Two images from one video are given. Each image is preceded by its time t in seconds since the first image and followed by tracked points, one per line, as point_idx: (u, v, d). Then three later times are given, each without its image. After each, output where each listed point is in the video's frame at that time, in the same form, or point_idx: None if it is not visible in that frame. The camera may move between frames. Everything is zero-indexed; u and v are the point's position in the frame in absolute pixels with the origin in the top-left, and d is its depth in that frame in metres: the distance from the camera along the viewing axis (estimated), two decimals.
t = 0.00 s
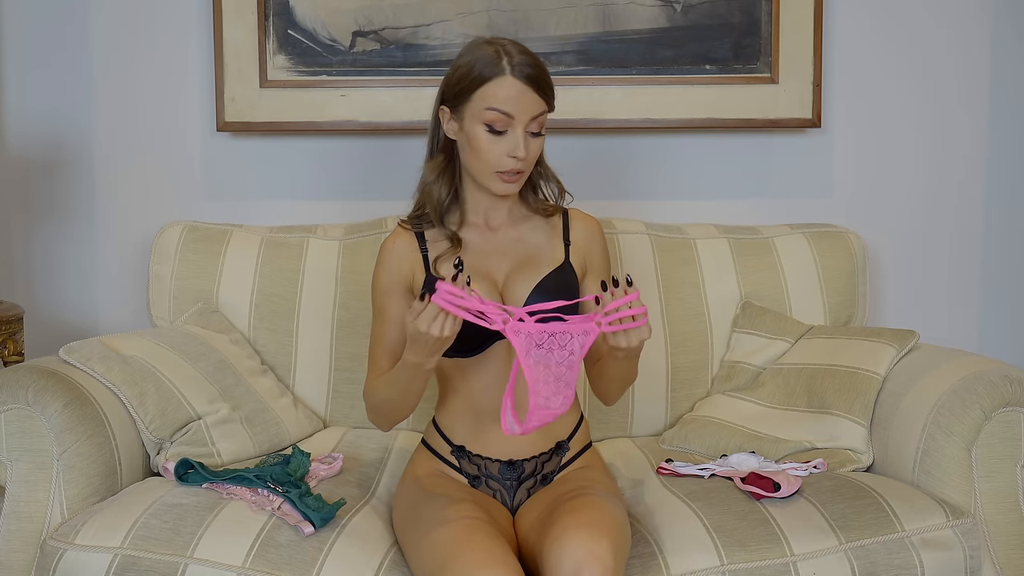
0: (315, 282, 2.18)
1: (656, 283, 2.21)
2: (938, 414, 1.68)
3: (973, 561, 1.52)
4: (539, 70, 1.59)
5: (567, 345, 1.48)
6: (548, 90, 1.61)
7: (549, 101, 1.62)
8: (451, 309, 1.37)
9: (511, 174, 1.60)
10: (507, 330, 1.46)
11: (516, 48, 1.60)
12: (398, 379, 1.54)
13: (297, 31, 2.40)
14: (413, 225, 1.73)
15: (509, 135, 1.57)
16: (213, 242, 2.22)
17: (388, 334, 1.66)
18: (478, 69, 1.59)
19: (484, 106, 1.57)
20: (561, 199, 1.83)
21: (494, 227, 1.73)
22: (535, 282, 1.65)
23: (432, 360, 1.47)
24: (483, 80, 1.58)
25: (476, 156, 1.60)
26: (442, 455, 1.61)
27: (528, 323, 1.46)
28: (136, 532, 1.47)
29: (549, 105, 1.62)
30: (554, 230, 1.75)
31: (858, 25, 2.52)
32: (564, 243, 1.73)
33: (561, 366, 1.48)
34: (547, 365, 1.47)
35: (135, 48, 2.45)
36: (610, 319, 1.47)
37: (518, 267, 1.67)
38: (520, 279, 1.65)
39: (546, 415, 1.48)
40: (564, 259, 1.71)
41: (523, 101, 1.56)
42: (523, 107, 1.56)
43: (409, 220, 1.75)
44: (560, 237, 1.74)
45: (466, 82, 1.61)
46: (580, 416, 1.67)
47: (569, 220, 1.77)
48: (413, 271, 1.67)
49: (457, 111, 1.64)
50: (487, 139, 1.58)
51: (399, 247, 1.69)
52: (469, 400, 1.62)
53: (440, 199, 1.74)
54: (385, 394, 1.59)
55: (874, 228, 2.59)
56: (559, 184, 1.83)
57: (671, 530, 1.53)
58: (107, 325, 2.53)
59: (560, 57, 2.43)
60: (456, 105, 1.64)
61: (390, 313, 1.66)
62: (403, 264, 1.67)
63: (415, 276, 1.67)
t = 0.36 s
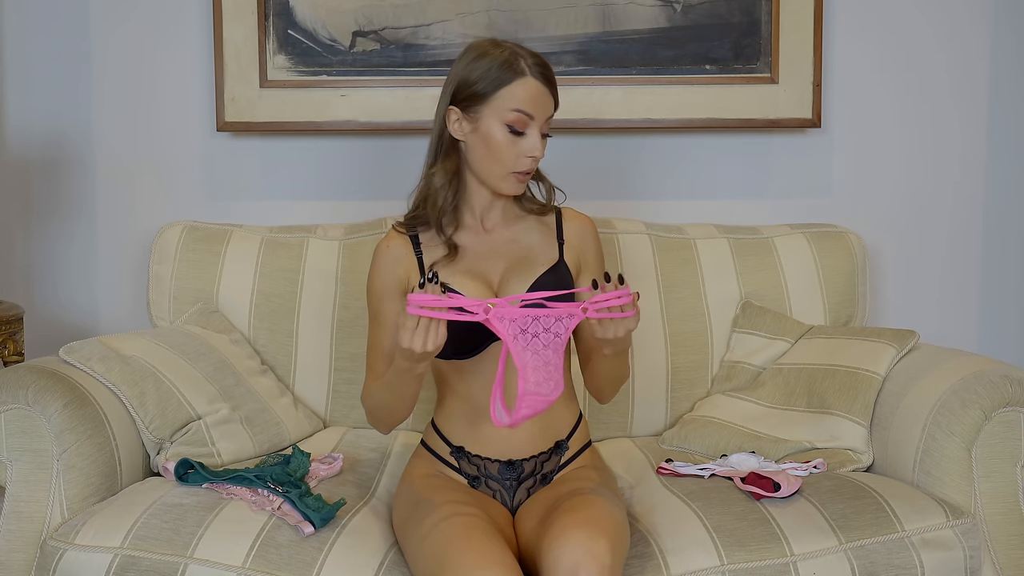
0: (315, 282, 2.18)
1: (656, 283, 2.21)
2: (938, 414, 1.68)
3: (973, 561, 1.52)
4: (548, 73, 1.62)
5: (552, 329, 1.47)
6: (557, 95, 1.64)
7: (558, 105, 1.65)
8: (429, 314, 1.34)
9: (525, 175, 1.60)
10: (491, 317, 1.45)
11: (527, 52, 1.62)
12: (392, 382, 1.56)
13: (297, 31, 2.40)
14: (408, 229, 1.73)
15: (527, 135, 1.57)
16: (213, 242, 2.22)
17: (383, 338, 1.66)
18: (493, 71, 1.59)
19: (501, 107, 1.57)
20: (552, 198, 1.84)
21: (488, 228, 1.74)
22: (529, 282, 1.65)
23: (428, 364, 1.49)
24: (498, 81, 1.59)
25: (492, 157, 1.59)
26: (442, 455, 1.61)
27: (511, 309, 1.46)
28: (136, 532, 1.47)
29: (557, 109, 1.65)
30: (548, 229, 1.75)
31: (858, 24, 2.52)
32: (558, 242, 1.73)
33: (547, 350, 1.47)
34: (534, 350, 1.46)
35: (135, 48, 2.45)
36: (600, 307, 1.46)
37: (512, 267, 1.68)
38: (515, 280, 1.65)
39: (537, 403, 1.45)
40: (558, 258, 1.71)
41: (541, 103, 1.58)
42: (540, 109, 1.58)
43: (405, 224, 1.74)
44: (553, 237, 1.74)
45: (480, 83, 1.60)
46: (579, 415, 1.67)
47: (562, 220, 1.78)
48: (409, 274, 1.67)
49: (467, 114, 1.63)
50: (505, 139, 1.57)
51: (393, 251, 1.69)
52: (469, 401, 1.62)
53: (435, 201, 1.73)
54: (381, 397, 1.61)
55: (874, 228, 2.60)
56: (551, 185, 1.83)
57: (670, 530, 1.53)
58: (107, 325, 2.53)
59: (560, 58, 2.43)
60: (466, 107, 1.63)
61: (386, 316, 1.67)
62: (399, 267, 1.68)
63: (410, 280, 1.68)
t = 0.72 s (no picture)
0: (314, 282, 2.18)
1: (656, 283, 2.21)
2: (938, 414, 1.68)
3: (973, 561, 1.52)
4: (549, 73, 1.62)
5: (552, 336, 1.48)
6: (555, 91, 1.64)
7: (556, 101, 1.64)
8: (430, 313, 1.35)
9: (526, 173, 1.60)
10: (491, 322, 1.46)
11: (525, 49, 1.62)
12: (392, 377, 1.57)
13: (297, 31, 2.40)
14: (410, 228, 1.73)
15: (525, 133, 1.57)
16: (213, 242, 2.22)
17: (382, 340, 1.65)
18: (491, 69, 1.59)
19: (499, 105, 1.57)
20: (554, 199, 1.84)
21: (490, 228, 1.74)
22: (531, 283, 1.65)
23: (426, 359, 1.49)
24: (496, 79, 1.59)
25: (492, 156, 1.59)
26: (442, 455, 1.61)
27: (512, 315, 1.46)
28: (136, 532, 1.47)
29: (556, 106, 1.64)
30: (550, 230, 1.75)
31: (858, 24, 2.52)
32: (559, 243, 1.73)
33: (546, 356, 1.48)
34: (532, 355, 1.47)
35: (135, 48, 2.45)
36: (602, 317, 1.46)
37: (514, 268, 1.68)
38: (516, 280, 1.65)
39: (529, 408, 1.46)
40: (561, 259, 1.71)
41: (539, 101, 1.58)
42: (538, 107, 1.57)
43: (407, 222, 1.74)
44: (556, 238, 1.74)
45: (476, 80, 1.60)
46: (579, 415, 1.67)
47: (565, 221, 1.78)
48: (411, 274, 1.67)
49: (466, 113, 1.63)
50: (504, 138, 1.57)
51: (395, 251, 1.69)
52: (469, 401, 1.62)
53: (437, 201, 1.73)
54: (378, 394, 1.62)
55: (874, 229, 2.59)
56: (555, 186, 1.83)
57: (670, 530, 1.53)
58: (107, 324, 2.53)
59: (560, 58, 2.43)
60: (465, 106, 1.63)
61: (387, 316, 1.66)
62: (401, 267, 1.67)
63: (411, 280, 1.68)
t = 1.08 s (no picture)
0: (314, 282, 2.18)
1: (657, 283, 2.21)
2: (938, 414, 1.68)
3: (973, 561, 1.52)
4: (532, 67, 1.60)
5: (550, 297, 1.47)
6: (536, 84, 1.61)
7: (537, 95, 1.61)
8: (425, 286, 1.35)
9: (500, 169, 1.59)
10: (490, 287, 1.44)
11: (507, 44, 1.61)
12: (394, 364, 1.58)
13: (297, 31, 2.40)
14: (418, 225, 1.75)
15: (491, 129, 1.57)
16: (213, 242, 2.22)
17: (387, 333, 1.65)
18: (468, 66, 1.61)
19: (468, 100, 1.59)
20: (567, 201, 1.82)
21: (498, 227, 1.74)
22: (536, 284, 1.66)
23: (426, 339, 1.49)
24: (469, 75, 1.60)
25: (463, 152, 1.61)
26: (442, 454, 1.61)
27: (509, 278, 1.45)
28: (136, 532, 1.47)
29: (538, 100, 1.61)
30: (556, 233, 1.75)
31: (858, 24, 2.52)
32: (565, 245, 1.74)
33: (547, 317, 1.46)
34: (535, 316, 1.46)
35: (135, 48, 2.45)
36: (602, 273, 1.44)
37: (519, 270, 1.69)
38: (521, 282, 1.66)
39: (540, 367, 1.43)
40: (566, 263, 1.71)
41: (507, 96, 1.57)
42: (506, 102, 1.57)
43: (415, 219, 1.77)
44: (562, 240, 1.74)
45: (457, 78, 1.63)
46: (580, 416, 1.67)
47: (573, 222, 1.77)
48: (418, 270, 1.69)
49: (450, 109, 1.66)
50: (470, 133, 1.59)
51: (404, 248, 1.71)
52: (469, 401, 1.62)
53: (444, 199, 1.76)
54: (381, 384, 1.63)
55: (874, 229, 2.59)
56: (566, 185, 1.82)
57: (671, 530, 1.53)
58: (107, 324, 2.53)
59: (560, 57, 2.43)
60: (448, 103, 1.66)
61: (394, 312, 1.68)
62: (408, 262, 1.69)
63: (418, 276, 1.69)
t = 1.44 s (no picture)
0: (314, 282, 2.18)
1: (657, 283, 2.21)
2: (938, 414, 1.68)
3: (973, 561, 1.53)
4: (530, 68, 1.60)
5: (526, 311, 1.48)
6: (535, 85, 1.60)
7: (535, 96, 1.60)
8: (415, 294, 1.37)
9: (497, 170, 1.59)
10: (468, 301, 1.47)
11: (506, 45, 1.60)
12: (399, 361, 1.58)
13: (297, 31, 2.40)
14: (421, 225, 1.76)
15: (488, 129, 1.57)
16: (213, 242, 2.22)
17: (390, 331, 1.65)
18: (467, 67, 1.61)
19: (466, 101, 1.59)
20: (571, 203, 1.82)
21: (501, 228, 1.74)
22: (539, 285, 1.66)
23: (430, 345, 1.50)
24: (468, 76, 1.61)
25: (461, 153, 1.62)
26: (442, 453, 1.61)
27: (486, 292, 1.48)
28: (136, 532, 1.47)
29: (536, 101, 1.61)
30: (559, 234, 1.76)
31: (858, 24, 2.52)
32: (569, 246, 1.75)
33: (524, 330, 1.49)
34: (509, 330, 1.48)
35: (135, 48, 2.45)
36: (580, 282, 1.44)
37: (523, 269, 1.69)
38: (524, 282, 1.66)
39: (513, 379, 1.49)
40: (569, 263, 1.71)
41: (504, 97, 1.57)
42: (503, 103, 1.57)
43: (418, 218, 1.78)
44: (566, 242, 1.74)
45: (457, 78, 1.63)
46: (580, 416, 1.67)
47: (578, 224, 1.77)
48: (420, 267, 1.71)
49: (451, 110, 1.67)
50: (468, 134, 1.59)
51: (407, 246, 1.72)
52: (470, 400, 1.62)
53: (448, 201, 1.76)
54: (382, 383, 1.63)
55: (874, 229, 2.60)
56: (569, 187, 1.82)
57: (671, 530, 1.53)
58: (107, 325, 2.53)
59: (560, 58, 2.43)
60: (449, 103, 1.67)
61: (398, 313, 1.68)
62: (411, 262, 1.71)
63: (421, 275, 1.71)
